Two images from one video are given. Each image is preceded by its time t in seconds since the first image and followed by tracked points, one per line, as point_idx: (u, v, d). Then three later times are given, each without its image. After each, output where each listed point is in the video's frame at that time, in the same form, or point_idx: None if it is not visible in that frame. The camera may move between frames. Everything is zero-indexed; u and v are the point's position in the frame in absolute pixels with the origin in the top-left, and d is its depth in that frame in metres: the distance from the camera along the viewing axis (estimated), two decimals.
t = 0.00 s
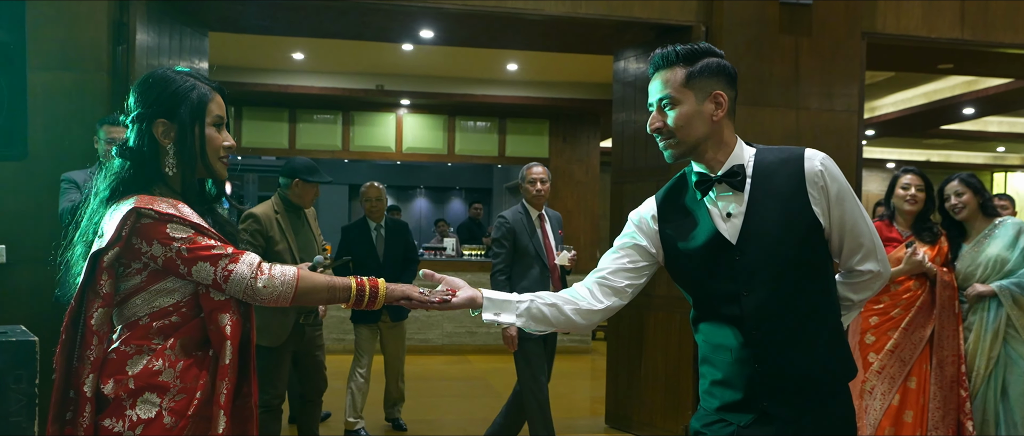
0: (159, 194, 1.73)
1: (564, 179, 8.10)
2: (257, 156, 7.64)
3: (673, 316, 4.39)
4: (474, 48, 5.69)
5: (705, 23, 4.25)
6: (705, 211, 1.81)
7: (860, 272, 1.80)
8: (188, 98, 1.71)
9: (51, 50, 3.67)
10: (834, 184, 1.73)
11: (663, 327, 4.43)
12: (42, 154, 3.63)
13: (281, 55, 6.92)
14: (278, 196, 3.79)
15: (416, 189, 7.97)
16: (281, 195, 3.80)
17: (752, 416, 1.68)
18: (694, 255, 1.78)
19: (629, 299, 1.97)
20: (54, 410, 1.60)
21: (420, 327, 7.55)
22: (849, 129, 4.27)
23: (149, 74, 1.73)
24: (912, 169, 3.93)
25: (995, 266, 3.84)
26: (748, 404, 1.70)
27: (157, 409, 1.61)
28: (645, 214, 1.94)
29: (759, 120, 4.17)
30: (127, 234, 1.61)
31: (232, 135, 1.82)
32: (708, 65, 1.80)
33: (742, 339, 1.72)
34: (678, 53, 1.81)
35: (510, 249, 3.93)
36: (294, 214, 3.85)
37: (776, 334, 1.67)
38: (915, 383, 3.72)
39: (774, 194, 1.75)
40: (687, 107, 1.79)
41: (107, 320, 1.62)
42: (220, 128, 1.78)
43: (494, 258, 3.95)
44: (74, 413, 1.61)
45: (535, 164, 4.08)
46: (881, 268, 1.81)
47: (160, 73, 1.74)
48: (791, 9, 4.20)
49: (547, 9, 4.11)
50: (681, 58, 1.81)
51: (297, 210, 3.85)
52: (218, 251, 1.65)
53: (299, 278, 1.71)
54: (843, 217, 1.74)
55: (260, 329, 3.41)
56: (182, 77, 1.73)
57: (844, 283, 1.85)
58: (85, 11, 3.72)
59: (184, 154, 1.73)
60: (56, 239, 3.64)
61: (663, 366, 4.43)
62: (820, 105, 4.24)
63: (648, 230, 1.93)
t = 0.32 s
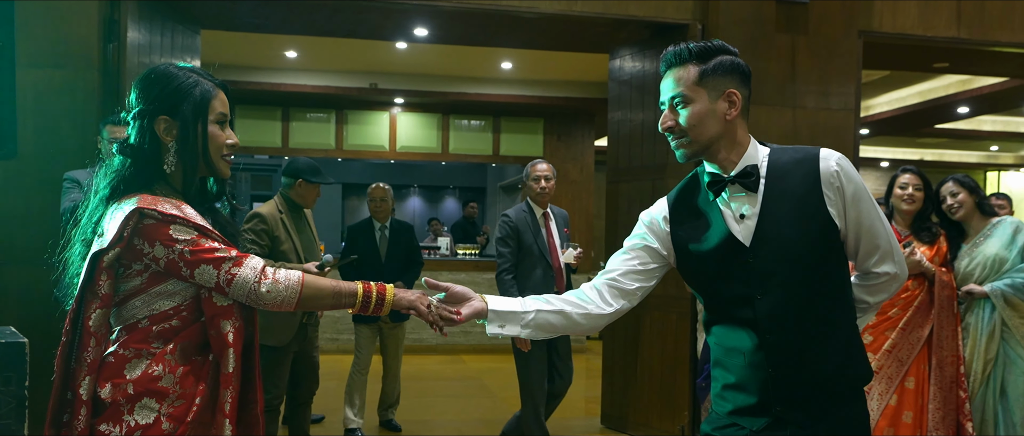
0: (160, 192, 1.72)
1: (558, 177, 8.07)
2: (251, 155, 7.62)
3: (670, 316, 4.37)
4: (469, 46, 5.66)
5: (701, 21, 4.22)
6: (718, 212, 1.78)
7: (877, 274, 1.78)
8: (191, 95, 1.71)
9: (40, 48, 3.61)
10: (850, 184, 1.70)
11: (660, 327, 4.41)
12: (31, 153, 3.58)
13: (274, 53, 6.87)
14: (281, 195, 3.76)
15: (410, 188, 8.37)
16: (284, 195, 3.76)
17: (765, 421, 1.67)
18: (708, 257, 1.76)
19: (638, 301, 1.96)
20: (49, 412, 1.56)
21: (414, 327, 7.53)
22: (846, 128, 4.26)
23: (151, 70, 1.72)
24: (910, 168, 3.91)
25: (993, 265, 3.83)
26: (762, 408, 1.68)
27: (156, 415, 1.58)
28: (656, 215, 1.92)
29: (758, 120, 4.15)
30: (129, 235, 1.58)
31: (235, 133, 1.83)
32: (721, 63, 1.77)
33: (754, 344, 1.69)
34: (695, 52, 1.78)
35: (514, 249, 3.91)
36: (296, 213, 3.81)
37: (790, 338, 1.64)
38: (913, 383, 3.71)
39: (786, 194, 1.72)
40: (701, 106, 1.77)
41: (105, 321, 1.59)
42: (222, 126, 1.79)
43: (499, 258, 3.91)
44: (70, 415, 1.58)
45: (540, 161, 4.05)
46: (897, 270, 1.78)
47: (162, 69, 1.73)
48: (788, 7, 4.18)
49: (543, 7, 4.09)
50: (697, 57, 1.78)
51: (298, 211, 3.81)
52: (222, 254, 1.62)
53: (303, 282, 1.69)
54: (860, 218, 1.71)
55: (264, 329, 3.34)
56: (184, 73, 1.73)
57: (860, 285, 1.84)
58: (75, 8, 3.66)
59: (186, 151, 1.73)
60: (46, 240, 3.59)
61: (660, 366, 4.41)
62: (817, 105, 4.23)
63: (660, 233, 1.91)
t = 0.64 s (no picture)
0: (171, 195, 1.66)
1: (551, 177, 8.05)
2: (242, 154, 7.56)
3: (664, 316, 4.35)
4: (461, 44, 5.62)
5: (695, 19, 4.20)
6: (722, 212, 1.77)
7: (885, 277, 1.75)
8: (203, 95, 1.66)
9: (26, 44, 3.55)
10: (858, 185, 1.67)
11: (653, 327, 4.40)
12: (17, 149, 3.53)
13: (264, 51, 6.80)
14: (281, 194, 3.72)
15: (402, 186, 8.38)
16: (288, 195, 3.72)
17: (767, 422, 1.64)
18: (709, 259, 1.74)
19: (642, 304, 1.95)
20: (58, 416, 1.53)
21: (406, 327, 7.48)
22: (840, 128, 4.25)
23: (162, 69, 1.67)
24: (906, 168, 3.93)
25: (988, 265, 3.82)
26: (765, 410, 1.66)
27: (168, 421, 1.53)
28: (660, 214, 1.91)
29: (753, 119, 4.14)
30: (138, 235, 1.54)
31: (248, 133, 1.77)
32: (728, 59, 1.75)
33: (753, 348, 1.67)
34: (700, 48, 1.76)
35: (514, 248, 3.88)
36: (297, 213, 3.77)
37: (791, 340, 1.62)
38: (907, 383, 3.72)
39: (791, 195, 1.70)
40: (707, 101, 1.74)
41: (114, 324, 1.54)
42: (235, 126, 1.73)
43: (499, 258, 3.88)
44: (78, 418, 1.54)
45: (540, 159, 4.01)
46: (905, 273, 1.75)
47: (173, 67, 1.68)
48: (782, 6, 4.18)
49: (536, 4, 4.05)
50: (702, 53, 1.76)
51: (299, 210, 3.78)
52: (232, 255, 1.56)
53: (314, 282, 1.62)
54: (867, 219, 1.67)
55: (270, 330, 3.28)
56: (196, 72, 1.68)
57: (867, 288, 1.80)
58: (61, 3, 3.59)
59: (198, 153, 1.68)
60: (32, 240, 3.53)
61: (653, 366, 4.39)
62: (811, 104, 4.22)
63: (664, 234, 1.89)
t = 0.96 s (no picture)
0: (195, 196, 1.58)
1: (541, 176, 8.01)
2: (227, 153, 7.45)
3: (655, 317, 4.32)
4: (451, 42, 5.57)
5: (687, 18, 4.18)
6: (704, 211, 1.72)
7: (874, 286, 1.65)
8: (225, 96, 1.57)
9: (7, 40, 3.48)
10: (846, 188, 1.60)
11: (643, 327, 4.37)
12: (1, 146, 3.50)
13: (252, 49, 6.73)
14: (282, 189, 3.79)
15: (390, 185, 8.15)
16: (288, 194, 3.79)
17: (742, 430, 1.59)
18: (682, 258, 1.73)
19: (621, 306, 1.91)
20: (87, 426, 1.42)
21: (395, 327, 7.43)
22: (831, 128, 4.24)
23: (182, 69, 1.58)
24: (900, 168, 3.91)
25: (982, 265, 3.82)
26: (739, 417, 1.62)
27: (205, 426, 1.44)
28: (643, 211, 1.87)
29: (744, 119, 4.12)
30: (170, 239, 1.44)
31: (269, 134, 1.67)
32: (717, 53, 1.70)
33: (730, 354, 1.63)
34: (687, 42, 1.71)
35: (510, 248, 3.84)
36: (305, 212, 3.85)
37: (786, 345, 1.57)
38: (899, 384, 3.69)
39: (780, 197, 1.64)
40: (693, 96, 1.69)
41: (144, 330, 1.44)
42: (257, 127, 1.63)
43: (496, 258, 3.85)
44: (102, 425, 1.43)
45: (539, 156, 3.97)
46: (896, 283, 1.65)
47: (193, 68, 1.59)
48: (775, 6, 4.16)
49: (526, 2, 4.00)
50: (689, 47, 1.71)
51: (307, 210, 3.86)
52: (264, 256, 1.46)
53: (340, 274, 1.52)
54: (855, 225, 1.59)
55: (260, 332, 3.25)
56: (217, 73, 1.58)
57: (856, 299, 1.71)
58: None
59: (221, 155, 1.58)
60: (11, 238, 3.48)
61: (643, 367, 4.36)
62: (802, 104, 4.20)
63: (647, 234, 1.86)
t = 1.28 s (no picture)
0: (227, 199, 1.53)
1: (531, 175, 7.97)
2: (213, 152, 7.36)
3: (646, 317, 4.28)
4: (440, 40, 5.51)
5: (677, 17, 4.14)
6: (665, 210, 1.65)
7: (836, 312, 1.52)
8: (253, 98, 1.50)
9: None
10: (807, 203, 1.47)
11: (634, 327, 4.33)
12: None
13: (239, 46, 6.65)
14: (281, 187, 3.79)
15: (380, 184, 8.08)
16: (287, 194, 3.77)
17: None
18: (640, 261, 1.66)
19: (579, 297, 1.86)
20: None
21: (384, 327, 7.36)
22: (821, 128, 4.22)
23: (208, 71, 1.52)
24: (892, 167, 3.89)
25: (974, 264, 3.81)
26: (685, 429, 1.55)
27: (262, 426, 1.42)
28: (614, 205, 1.82)
29: (735, 118, 4.09)
30: (224, 242, 1.41)
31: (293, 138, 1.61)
32: (692, 47, 1.60)
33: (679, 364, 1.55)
34: (662, 36, 1.61)
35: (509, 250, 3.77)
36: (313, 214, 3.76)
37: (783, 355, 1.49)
38: (892, 384, 3.68)
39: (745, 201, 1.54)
40: (664, 92, 1.60)
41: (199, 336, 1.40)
42: (284, 130, 1.57)
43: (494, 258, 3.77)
44: None
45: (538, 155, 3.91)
46: (859, 310, 1.51)
47: (217, 70, 1.52)
48: (765, 5, 4.13)
49: None
50: (664, 41, 1.61)
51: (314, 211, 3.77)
52: (317, 247, 1.44)
53: (384, 254, 1.54)
54: (814, 243, 1.47)
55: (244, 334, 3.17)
56: (243, 75, 1.52)
57: (819, 322, 1.57)
58: None
59: (250, 156, 1.52)
60: None
61: (634, 367, 4.32)
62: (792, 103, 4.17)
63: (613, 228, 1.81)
